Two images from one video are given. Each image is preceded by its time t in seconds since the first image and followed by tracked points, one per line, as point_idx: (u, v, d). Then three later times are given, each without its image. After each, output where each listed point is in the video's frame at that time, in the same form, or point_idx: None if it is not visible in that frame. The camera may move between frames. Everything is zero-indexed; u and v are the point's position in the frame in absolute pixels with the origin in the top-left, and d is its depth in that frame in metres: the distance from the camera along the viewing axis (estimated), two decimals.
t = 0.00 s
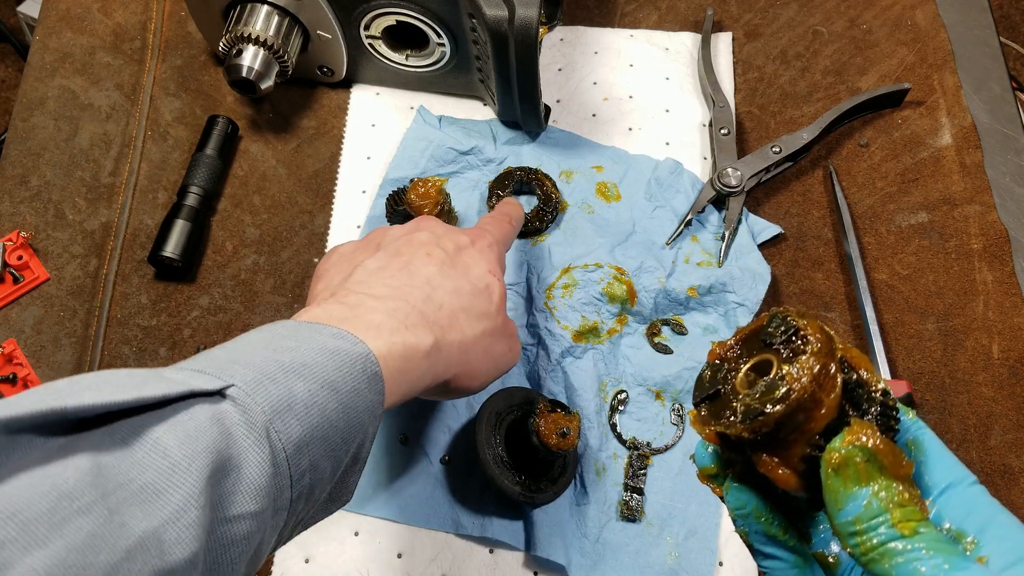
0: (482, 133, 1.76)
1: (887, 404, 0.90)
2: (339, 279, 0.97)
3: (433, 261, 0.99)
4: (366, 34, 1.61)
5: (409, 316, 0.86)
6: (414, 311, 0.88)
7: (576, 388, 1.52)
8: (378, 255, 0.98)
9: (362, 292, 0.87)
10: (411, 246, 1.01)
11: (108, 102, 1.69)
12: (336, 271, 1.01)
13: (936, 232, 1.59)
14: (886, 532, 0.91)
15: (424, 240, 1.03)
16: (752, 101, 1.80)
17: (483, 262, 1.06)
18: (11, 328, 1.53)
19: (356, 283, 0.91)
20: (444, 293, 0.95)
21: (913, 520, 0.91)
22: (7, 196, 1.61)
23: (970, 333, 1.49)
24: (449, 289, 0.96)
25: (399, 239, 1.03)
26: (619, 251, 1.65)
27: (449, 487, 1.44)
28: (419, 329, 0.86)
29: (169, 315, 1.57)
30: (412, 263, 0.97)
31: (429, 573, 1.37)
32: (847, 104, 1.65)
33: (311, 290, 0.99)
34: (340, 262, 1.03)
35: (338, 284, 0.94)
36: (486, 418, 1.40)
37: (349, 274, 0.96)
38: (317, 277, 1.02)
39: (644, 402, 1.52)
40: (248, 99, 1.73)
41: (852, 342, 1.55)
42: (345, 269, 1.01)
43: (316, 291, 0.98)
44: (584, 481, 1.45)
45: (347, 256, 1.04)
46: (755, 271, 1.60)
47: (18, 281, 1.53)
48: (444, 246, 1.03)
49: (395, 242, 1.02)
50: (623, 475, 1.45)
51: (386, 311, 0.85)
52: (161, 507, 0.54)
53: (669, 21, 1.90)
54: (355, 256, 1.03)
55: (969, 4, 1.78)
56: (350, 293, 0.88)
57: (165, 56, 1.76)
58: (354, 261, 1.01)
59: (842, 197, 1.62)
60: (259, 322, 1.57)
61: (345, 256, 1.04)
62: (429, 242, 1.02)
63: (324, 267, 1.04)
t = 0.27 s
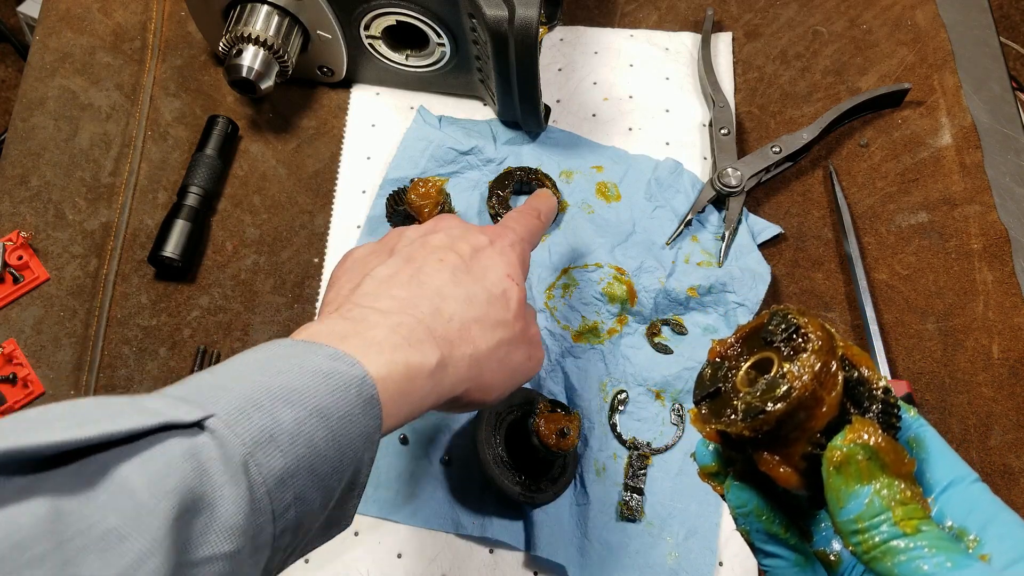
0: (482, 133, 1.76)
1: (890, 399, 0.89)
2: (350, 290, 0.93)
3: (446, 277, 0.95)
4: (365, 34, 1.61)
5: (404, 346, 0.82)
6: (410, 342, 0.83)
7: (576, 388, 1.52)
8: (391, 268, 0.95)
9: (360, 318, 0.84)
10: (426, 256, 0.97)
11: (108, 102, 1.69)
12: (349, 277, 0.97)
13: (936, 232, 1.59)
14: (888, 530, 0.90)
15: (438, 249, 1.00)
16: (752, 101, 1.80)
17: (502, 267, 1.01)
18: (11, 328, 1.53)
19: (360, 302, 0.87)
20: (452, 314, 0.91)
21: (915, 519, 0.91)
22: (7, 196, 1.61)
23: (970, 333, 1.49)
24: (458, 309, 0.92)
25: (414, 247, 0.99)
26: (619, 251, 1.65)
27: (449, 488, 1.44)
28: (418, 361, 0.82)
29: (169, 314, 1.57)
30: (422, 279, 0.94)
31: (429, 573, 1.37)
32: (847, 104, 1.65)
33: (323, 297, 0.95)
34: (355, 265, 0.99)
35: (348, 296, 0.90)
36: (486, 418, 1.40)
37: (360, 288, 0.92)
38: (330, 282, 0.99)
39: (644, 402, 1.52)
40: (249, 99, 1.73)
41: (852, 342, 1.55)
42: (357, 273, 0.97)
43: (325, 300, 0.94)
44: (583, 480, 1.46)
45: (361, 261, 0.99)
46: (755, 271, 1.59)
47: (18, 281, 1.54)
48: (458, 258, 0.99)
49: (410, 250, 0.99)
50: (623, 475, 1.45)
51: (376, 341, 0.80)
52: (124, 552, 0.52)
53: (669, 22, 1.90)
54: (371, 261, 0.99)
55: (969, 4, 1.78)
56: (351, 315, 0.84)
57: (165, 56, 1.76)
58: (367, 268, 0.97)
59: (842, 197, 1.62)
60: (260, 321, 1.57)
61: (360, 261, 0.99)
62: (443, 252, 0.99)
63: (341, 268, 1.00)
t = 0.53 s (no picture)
0: (482, 133, 1.76)
1: (898, 388, 0.91)
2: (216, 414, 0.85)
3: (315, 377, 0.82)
4: (365, 34, 1.61)
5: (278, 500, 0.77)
6: (283, 487, 0.77)
7: (576, 388, 1.52)
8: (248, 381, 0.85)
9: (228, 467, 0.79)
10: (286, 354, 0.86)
11: (108, 102, 1.69)
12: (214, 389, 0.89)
13: (936, 232, 1.59)
14: (895, 518, 0.90)
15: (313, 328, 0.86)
16: (752, 101, 1.80)
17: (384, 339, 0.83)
18: (11, 329, 1.53)
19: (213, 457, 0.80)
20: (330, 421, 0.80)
21: (924, 507, 0.91)
22: (7, 196, 1.61)
23: (970, 333, 1.49)
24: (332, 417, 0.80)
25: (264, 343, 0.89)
26: (619, 251, 1.65)
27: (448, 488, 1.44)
28: (309, 502, 0.77)
29: (169, 314, 1.57)
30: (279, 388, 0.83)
31: (429, 573, 1.36)
32: (847, 104, 1.65)
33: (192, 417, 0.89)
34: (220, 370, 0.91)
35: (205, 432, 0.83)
36: (486, 418, 1.40)
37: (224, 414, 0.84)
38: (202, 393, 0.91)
39: (644, 402, 1.53)
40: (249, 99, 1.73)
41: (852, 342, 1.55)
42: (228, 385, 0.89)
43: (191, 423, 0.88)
44: (583, 480, 1.46)
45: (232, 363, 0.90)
46: (755, 271, 1.59)
47: (18, 281, 1.54)
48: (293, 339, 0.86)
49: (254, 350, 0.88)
50: (623, 475, 1.45)
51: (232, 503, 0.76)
52: None
53: (669, 21, 1.90)
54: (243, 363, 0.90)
55: (969, 5, 1.78)
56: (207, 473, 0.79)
57: (165, 56, 1.76)
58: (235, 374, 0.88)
59: (842, 197, 1.62)
60: (259, 321, 1.57)
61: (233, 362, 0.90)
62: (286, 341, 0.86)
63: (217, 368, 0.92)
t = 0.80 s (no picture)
0: (482, 133, 1.76)
1: (868, 385, 0.89)
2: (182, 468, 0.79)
3: (294, 445, 0.76)
4: (365, 34, 1.61)
5: (264, 562, 0.74)
6: (271, 547, 0.74)
7: (576, 388, 1.52)
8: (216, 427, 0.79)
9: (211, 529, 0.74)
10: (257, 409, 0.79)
11: (108, 102, 1.69)
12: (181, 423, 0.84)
13: (936, 232, 1.59)
14: (863, 520, 0.92)
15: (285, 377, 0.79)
16: (752, 101, 1.80)
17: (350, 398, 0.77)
18: (11, 329, 1.53)
19: (191, 505, 0.76)
20: (306, 495, 0.75)
21: (892, 508, 0.92)
22: (7, 196, 1.61)
23: (970, 333, 1.49)
24: (312, 488, 0.75)
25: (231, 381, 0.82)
26: (619, 251, 1.65)
27: (449, 487, 1.44)
28: (284, 567, 0.74)
29: (169, 314, 1.57)
30: (261, 454, 0.76)
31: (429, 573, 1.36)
32: (847, 104, 1.65)
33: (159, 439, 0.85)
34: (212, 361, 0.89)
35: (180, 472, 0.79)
36: (486, 417, 1.41)
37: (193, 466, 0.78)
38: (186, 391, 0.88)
39: (644, 402, 1.52)
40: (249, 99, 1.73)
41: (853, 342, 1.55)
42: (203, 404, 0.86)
43: (154, 457, 0.84)
44: (583, 481, 1.46)
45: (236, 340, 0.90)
46: (755, 271, 1.60)
47: (18, 281, 1.54)
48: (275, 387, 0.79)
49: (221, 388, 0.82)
50: (623, 475, 1.45)
51: (218, 559, 0.73)
52: None
53: (669, 21, 1.90)
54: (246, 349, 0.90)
55: (969, 5, 1.78)
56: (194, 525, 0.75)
57: (165, 57, 1.76)
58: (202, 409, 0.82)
59: (842, 197, 1.62)
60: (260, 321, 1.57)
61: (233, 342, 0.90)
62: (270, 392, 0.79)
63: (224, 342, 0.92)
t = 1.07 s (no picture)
0: (483, 133, 1.76)
1: (842, 374, 0.89)
2: (235, 471, 0.78)
3: (364, 453, 0.78)
4: (365, 34, 1.61)
5: None
6: (340, 565, 0.76)
7: (576, 388, 1.52)
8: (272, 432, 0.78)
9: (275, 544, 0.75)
10: (319, 408, 0.79)
11: (107, 102, 1.69)
12: (221, 413, 0.81)
13: (936, 232, 1.58)
14: (843, 506, 0.91)
15: (346, 370, 0.80)
16: (752, 101, 1.80)
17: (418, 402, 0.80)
18: (11, 329, 1.53)
19: (249, 515, 0.76)
20: (378, 508, 0.77)
21: (871, 494, 0.92)
22: (7, 196, 1.61)
23: (970, 333, 1.49)
24: (385, 501, 0.78)
25: (285, 374, 0.81)
26: (619, 251, 1.65)
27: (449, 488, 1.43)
28: None
29: (169, 315, 1.57)
30: (330, 462, 0.77)
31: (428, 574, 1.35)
32: (847, 104, 1.65)
33: (194, 432, 0.82)
34: (247, 332, 0.83)
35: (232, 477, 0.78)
36: (486, 417, 1.41)
37: (250, 470, 0.78)
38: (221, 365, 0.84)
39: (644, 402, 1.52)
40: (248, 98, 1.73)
41: (853, 342, 1.55)
42: (247, 387, 0.83)
43: (191, 453, 0.81)
44: (583, 480, 1.46)
45: (270, 304, 0.84)
46: (756, 271, 1.59)
47: (18, 281, 1.53)
48: (337, 386, 0.79)
49: (273, 383, 0.80)
50: (623, 475, 1.45)
51: None
52: None
53: (669, 21, 1.90)
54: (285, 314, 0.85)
55: (969, 5, 1.77)
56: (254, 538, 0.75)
57: (165, 57, 1.76)
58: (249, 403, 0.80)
59: (842, 197, 1.61)
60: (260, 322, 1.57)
61: (268, 308, 0.84)
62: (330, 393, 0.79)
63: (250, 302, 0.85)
